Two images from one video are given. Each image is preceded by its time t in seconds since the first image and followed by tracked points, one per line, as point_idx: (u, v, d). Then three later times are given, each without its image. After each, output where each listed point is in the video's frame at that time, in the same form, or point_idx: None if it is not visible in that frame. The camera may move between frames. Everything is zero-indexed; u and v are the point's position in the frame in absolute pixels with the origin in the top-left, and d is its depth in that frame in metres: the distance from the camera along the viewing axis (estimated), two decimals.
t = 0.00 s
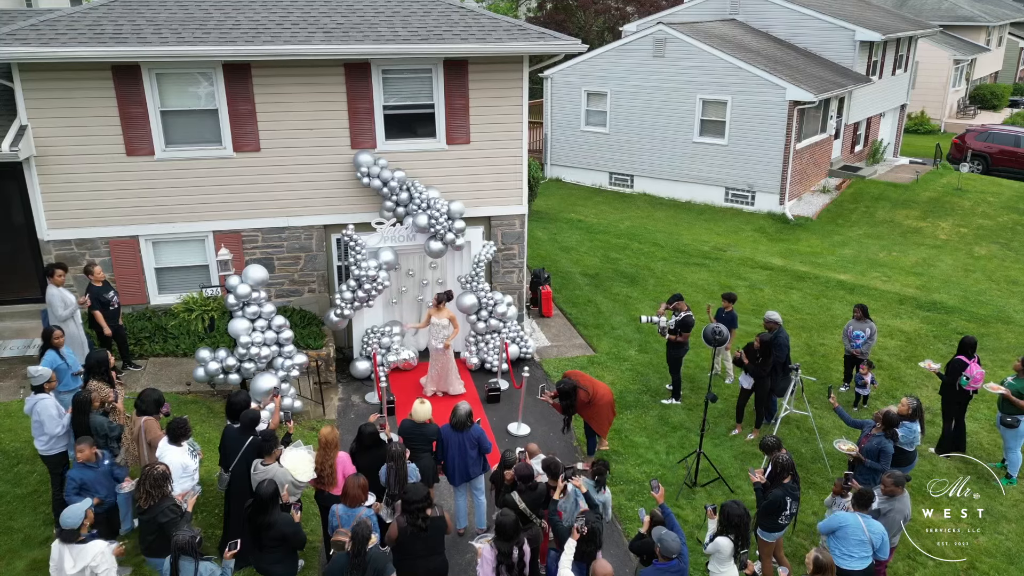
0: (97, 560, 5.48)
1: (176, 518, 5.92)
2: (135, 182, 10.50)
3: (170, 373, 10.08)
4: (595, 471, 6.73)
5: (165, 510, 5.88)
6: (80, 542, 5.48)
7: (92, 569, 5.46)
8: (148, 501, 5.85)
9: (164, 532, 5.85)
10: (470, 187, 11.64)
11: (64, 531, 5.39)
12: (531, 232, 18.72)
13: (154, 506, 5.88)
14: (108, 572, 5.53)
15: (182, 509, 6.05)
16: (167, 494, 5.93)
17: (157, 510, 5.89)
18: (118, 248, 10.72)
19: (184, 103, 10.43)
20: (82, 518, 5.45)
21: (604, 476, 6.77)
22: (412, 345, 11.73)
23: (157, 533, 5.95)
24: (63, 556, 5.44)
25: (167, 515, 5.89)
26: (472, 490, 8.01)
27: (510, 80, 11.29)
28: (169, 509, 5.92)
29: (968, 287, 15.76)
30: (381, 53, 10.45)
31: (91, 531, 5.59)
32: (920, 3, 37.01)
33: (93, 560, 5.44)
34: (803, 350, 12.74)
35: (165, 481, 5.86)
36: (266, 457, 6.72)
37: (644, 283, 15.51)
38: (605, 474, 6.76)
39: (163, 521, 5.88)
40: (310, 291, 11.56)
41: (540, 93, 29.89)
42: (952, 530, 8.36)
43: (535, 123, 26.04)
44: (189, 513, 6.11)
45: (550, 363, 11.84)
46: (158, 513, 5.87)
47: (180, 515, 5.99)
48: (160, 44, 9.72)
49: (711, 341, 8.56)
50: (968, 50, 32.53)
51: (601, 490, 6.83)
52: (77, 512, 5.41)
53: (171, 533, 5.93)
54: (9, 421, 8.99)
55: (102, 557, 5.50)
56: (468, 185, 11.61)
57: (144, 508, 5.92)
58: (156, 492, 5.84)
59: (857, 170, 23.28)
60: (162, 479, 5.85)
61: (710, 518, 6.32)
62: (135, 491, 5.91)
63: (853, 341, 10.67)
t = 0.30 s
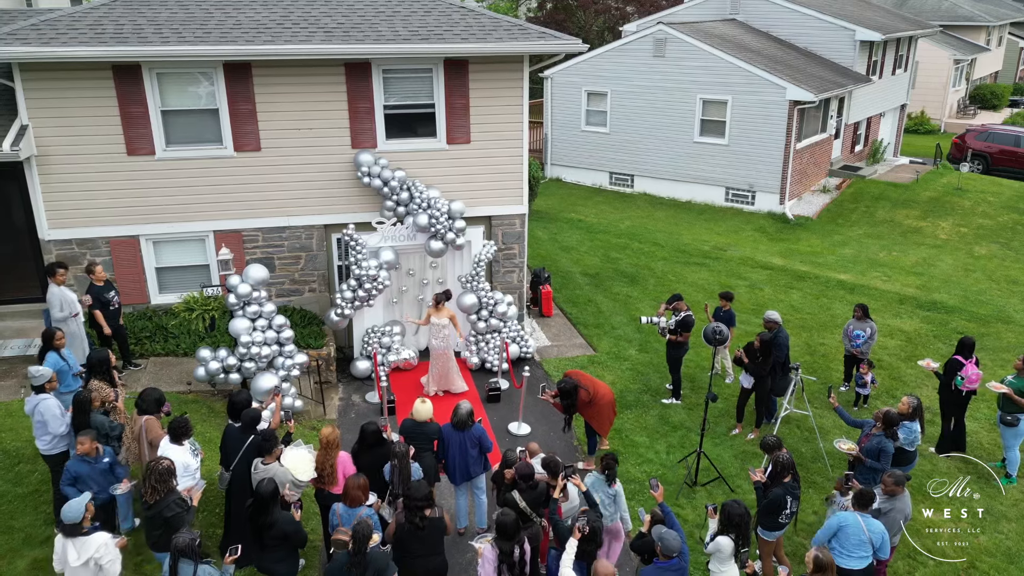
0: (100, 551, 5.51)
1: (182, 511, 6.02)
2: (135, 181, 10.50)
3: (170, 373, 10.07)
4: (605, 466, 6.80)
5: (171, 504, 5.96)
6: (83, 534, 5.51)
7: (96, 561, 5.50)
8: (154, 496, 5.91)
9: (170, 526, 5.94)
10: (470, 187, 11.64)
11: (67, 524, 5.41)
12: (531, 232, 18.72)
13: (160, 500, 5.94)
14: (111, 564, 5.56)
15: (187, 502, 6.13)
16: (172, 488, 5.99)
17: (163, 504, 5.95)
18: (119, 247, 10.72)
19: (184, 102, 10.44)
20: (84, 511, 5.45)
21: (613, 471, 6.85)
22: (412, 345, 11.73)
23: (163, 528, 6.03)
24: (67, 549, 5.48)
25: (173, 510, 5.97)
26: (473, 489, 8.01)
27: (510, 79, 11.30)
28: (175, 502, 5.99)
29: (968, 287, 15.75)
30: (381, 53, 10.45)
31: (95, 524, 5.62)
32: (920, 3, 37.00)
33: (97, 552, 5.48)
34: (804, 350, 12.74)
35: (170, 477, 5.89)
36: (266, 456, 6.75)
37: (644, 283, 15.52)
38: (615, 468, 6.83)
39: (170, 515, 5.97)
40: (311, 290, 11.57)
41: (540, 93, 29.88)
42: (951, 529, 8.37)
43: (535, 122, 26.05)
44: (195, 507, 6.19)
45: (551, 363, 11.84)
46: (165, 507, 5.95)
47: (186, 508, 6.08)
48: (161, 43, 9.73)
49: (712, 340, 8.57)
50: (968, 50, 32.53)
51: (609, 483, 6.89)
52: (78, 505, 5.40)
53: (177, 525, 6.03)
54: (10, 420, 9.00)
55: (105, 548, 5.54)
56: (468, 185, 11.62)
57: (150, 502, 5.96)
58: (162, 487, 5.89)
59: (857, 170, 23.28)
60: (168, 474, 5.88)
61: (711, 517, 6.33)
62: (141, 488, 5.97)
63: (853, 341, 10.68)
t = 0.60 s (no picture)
0: (97, 544, 5.78)
1: (186, 511, 6.04)
2: (135, 181, 10.50)
3: (170, 373, 10.07)
4: (616, 461, 6.81)
5: (176, 503, 6.00)
6: (80, 526, 5.74)
7: (92, 553, 5.77)
8: (158, 495, 5.96)
9: (174, 525, 5.96)
10: (470, 187, 11.64)
11: (65, 517, 5.64)
12: (531, 232, 18.72)
13: (165, 499, 5.99)
14: (106, 556, 5.83)
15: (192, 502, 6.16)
16: (177, 487, 6.03)
17: (167, 503, 6.00)
18: (119, 247, 10.72)
19: (185, 103, 10.44)
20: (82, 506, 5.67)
21: (625, 467, 6.85)
22: (412, 345, 11.72)
23: (169, 526, 6.07)
24: (65, 540, 5.74)
25: (178, 508, 6.01)
26: (474, 489, 8.01)
27: (511, 79, 11.30)
28: (180, 501, 6.03)
29: (968, 287, 15.74)
30: (381, 53, 10.45)
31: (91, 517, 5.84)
32: (920, 3, 37.00)
33: (92, 544, 5.74)
34: (804, 350, 12.75)
35: (175, 475, 5.95)
36: (266, 457, 6.75)
37: (644, 283, 15.51)
38: (626, 463, 6.85)
39: (176, 514, 6.00)
40: (311, 291, 11.56)
41: (540, 92, 29.89)
42: (950, 529, 8.39)
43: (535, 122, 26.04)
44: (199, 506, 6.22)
45: (551, 363, 11.84)
46: (170, 506, 5.99)
47: (191, 507, 6.11)
48: (161, 43, 9.73)
49: (712, 341, 8.56)
50: (968, 50, 32.54)
51: (622, 479, 6.95)
52: (77, 498, 5.61)
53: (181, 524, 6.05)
54: (10, 420, 9.00)
55: (102, 541, 5.80)
56: (468, 185, 11.62)
57: (155, 502, 6.01)
58: (167, 485, 5.95)
59: (858, 170, 23.28)
60: (173, 473, 5.94)
61: (711, 518, 6.33)
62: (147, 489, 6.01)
63: (853, 341, 10.68)
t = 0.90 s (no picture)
0: (90, 542, 5.78)
1: (193, 516, 6.09)
2: (135, 182, 10.49)
3: (170, 374, 10.05)
4: (621, 458, 6.86)
5: (183, 509, 6.05)
6: (76, 523, 5.77)
7: (85, 551, 5.78)
8: (164, 502, 5.99)
9: (183, 530, 6.01)
10: (471, 188, 11.63)
11: (62, 512, 5.68)
12: (531, 232, 18.72)
13: (171, 505, 6.02)
14: (100, 555, 5.83)
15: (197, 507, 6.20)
16: (182, 493, 6.07)
17: (175, 508, 6.04)
18: (119, 248, 10.71)
19: (185, 103, 10.43)
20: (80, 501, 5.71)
21: (631, 462, 6.92)
22: (412, 346, 11.71)
23: (175, 533, 6.09)
24: (59, 536, 5.77)
25: (185, 515, 6.05)
26: (474, 490, 8.01)
27: (511, 80, 11.28)
28: (187, 507, 6.08)
29: (969, 288, 15.73)
30: (381, 54, 10.44)
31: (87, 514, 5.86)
32: (919, 3, 37.03)
33: (86, 542, 5.75)
34: (804, 350, 12.74)
35: (180, 481, 5.98)
36: (266, 458, 6.73)
37: (644, 284, 15.50)
38: (630, 459, 6.89)
39: (183, 520, 6.04)
40: (311, 291, 11.54)
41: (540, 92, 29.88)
42: (949, 526, 8.43)
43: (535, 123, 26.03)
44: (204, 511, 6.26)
45: (551, 363, 11.84)
46: (177, 512, 6.03)
47: (197, 513, 6.15)
48: (161, 44, 9.72)
49: (712, 341, 8.55)
50: (968, 50, 32.52)
51: (628, 474, 7.04)
52: (75, 495, 5.64)
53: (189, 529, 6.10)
54: (10, 421, 8.99)
55: (95, 539, 5.80)
56: (468, 186, 11.60)
57: (161, 508, 6.03)
58: (172, 492, 5.96)
59: (858, 170, 23.27)
60: (178, 479, 5.97)
61: (711, 519, 6.32)
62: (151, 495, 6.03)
63: (854, 341, 10.68)
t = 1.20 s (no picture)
0: (89, 545, 5.76)
1: (197, 520, 6.05)
2: (134, 182, 10.45)
3: (170, 374, 10.02)
4: (616, 456, 6.89)
5: (186, 513, 6.01)
6: (74, 525, 5.74)
7: (83, 554, 5.75)
8: (167, 506, 5.96)
9: (187, 535, 5.97)
10: (471, 188, 11.59)
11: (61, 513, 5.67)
12: (531, 232, 18.68)
13: (175, 509, 5.99)
14: (99, 558, 5.81)
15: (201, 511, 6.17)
16: (186, 497, 6.05)
17: (178, 513, 6.01)
18: (119, 248, 10.68)
19: (185, 103, 10.40)
20: (83, 502, 5.72)
21: (625, 460, 6.94)
22: (413, 346, 11.68)
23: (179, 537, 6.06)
24: (58, 538, 5.74)
25: (188, 519, 6.01)
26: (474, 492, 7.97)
27: (511, 80, 11.25)
28: (190, 511, 6.04)
29: (970, 288, 15.70)
30: (381, 54, 10.41)
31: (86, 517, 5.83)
32: (919, 3, 37.01)
33: (84, 545, 5.72)
34: (806, 351, 12.71)
35: (182, 485, 5.96)
36: (266, 460, 6.71)
37: (645, 284, 15.47)
38: (626, 458, 6.92)
39: (187, 525, 6.01)
40: (311, 292, 11.50)
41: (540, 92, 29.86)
42: (949, 527, 8.41)
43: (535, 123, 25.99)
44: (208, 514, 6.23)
45: (552, 364, 11.81)
46: (180, 517, 5.99)
47: (201, 516, 6.12)
48: (162, 44, 9.69)
49: (714, 342, 8.50)
50: (968, 50, 32.48)
51: (623, 473, 7.09)
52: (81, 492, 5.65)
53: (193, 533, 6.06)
54: (9, 422, 8.96)
55: (93, 543, 5.78)
56: (468, 186, 11.57)
57: (164, 512, 6.00)
58: (175, 496, 5.94)
59: (859, 171, 23.23)
60: (179, 483, 5.94)
61: (713, 522, 6.29)
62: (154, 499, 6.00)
63: (856, 342, 10.66)
